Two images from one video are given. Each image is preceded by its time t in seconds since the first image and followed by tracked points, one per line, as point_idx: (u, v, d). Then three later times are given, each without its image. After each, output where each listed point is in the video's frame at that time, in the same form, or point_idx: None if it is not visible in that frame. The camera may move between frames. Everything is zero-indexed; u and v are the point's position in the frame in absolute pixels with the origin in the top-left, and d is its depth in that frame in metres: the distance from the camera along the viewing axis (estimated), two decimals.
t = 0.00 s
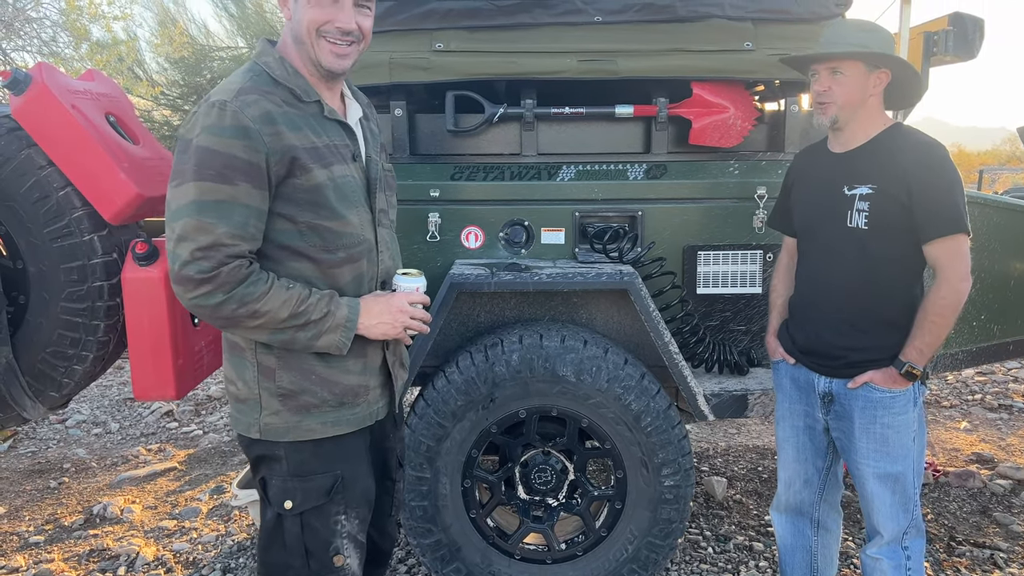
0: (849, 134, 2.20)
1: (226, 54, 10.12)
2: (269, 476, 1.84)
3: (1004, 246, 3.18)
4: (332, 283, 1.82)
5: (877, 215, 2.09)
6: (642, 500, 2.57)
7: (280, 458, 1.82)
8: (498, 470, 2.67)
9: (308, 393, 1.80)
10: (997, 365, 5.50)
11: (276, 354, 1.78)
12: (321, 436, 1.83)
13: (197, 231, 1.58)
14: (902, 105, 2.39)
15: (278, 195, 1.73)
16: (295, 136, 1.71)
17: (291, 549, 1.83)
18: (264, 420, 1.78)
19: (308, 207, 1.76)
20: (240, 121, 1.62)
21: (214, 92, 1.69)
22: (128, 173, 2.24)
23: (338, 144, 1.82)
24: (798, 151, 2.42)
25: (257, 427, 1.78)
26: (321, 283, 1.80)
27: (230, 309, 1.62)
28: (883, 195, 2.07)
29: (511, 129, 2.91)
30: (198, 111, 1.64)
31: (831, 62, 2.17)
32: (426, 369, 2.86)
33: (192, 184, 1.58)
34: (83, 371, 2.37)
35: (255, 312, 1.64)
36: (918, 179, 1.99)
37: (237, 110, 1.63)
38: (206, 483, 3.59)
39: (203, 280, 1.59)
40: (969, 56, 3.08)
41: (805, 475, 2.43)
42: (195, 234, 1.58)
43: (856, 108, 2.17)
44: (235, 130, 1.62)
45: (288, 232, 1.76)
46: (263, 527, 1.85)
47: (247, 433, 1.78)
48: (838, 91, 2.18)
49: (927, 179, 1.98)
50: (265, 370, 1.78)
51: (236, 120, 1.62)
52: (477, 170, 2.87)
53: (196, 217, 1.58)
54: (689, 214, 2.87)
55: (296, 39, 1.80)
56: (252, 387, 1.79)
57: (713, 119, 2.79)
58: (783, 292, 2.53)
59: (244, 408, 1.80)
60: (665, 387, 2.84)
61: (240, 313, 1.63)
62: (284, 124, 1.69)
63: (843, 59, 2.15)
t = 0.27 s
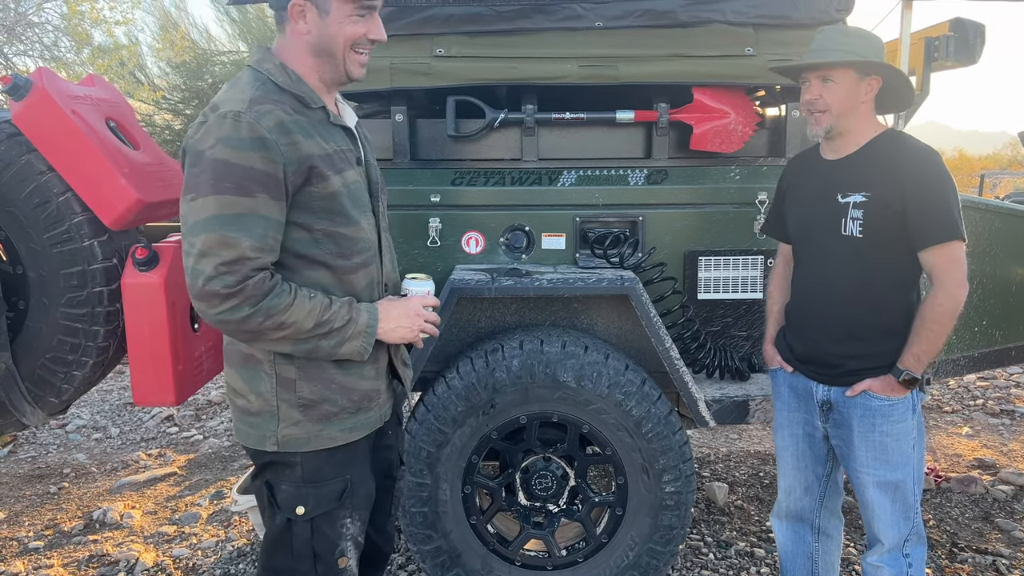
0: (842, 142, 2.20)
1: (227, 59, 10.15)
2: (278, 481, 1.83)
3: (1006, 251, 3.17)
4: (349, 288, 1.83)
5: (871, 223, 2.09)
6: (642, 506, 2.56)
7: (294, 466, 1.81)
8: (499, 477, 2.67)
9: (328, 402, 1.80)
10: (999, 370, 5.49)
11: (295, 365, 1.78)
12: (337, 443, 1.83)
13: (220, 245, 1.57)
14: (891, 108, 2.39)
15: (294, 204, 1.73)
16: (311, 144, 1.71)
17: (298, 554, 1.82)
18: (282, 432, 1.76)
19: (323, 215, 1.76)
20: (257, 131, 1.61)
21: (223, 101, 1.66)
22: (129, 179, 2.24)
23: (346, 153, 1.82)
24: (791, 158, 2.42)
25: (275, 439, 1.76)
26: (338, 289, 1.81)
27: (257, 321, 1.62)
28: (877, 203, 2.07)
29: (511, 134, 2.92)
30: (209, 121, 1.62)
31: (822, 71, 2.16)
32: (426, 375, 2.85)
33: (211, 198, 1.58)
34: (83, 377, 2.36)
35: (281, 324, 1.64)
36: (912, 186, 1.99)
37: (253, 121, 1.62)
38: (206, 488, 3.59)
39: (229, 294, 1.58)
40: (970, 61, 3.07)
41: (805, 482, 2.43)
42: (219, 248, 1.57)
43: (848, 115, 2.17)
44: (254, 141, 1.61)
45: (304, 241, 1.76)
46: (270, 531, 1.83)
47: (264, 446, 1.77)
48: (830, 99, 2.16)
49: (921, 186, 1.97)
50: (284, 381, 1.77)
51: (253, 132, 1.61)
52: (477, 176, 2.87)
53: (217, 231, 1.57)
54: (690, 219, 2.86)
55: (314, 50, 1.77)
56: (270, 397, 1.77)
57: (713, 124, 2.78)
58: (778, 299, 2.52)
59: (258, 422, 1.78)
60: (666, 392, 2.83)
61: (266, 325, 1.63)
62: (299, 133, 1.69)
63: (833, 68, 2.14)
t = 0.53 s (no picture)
0: (831, 145, 2.20)
1: (225, 62, 10.16)
2: (297, 486, 1.83)
3: (1003, 256, 3.18)
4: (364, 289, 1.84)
5: (861, 227, 2.09)
6: (640, 510, 2.56)
7: (316, 471, 1.81)
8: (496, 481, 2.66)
9: (354, 404, 1.82)
10: (996, 374, 5.49)
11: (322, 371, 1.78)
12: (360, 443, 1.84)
13: (258, 258, 1.56)
14: (880, 108, 2.39)
15: (313, 210, 1.74)
16: (325, 149, 1.71)
17: (316, 557, 1.84)
18: (313, 438, 1.76)
19: (340, 218, 1.77)
20: (280, 140, 1.60)
21: (234, 113, 1.62)
22: (126, 182, 2.23)
23: (348, 156, 1.81)
24: (781, 162, 2.42)
25: (306, 446, 1.76)
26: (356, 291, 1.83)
27: (299, 330, 1.63)
28: (866, 208, 2.07)
29: (509, 138, 2.91)
30: (224, 132, 1.59)
31: (807, 77, 2.16)
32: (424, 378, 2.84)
33: (242, 211, 1.56)
34: (79, 381, 2.36)
35: (321, 330, 1.65)
36: (901, 190, 1.99)
37: (273, 130, 1.61)
38: (203, 491, 3.58)
39: (273, 306, 1.58)
40: (965, 64, 3.07)
41: (800, 487, 2.42)
42: (257, 262, 1.56)
43: (836, 119, 2.17)
44: (276, 150, 1.60)
45: (322, 247, 1.76)
46: (288, 537, 1.83)
47: (292, 456, 1.76)
48: (817, 104, 2.16)
49: (909, 189, 1.97)
50: (312, 389, 1.77)
51: (275, 141, 1.60)
52: (476, 178, 2.89)
53: (252, 244, 1.56)
54: (688, 223, 2.87)
55: (318, 54, 1.78)
56: (300, 407, 1.76)
57: (711, 128, 2.78)
58: (770, 303, 2.52)
59: (282, 432, 1.75)
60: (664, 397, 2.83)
61: (307, 333, 1.64)
62: (315, 140, 1.69)
63: (818, 74, 2.14)
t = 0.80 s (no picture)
0: (823, 149, 2.21)
1: (221, 63, 10.15)
2: (324, 487, 1.81)
3: (998, 258, 3.18)
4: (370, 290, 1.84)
5: (853, 230, 2.09)
6: (636, 512, 2.56)
7: (343, 470, 1.81)
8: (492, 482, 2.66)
9: (369, 402, 1.83)
10: (990, 377, 5.51)
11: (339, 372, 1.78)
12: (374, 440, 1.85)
13: (288, 265, 1.55)
14: (873, 106, 2.39)
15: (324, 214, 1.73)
16: (336, 152, 1.70)
17: (347, 555, 1.82)
18: (334, 439, 1.76)
19: (349, 221, 1.78)
20: (300, 145, 1.59)
21: (247, 118, 1.59)
22: (121, 183, 2.23)
23: (349, 157, 1.79)
24: (774, 165, 2.43)
25: (327, 447, 1.76)
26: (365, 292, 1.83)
27: (327, 335, 1.63)
28: (858, 211, 2.07)
29: (507, 139, 2.90)
30: (241, 138, 1.57)
31: (795, 83, 2.17)
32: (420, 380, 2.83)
33: (270, 219, 1.54)
34: (74, 382, 2.35)
35: (346, 333, 1.66)
36: (893, 192, 1.98)
37: (292, 135, 1.60)
38: (199, 492, 3.57)
39: (305, 312, 1.57)
40: (961, 67, 3.08)
41: (795, 488, 2.43)
42: (286, 268, 1.55)
43: (827, 123, 2.17)
44: (297, 155, 1.59)
45: (333, 250, 1.76)
46: (319, 539, 1.79)
47: (317, 458, 1.75)
48: (807, 108, 2.17)
49: (901, 192, 1.97)
50: (330, 390, 1.76)
51: (295, 145, 1.59)
52: (472, 180, 2.88)
53: (283, 251, 1.54)
54: (684, 224, 2.88)
55: (310, 54, 1.77)
56: (318, 409, 1.76)
57: (707, 130, 2.78)
58: (764, 304, 2.53)
59: (299, 436, 1.74)
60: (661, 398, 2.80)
61: (334, 337, 1.65)
62: (328, 144, 1.69)
63: (805, 79, 2.15)
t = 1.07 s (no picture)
0: (813, 150, 2.22)
1: (217, 63, 10.14)
2: (311, 490, 1.80)
3: (993, 260, 3.19)
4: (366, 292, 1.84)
5: (847, 233, 2.09)
6: (632, 513, 2.56)
7: (331, 474, 1.80)
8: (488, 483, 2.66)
9: (364, 405, 1.84)
10: (985, 378, 5.53)
11: (334, 376, 1.78)
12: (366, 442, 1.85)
13: (297, 265, 1.55)
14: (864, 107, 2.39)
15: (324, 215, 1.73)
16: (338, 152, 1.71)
17: (330, 558, 1.81)
18: (328, 443, 1.76)
19: (350, 222, 1.78)
20: (304, 145, 1.59)
21: (250, 118, 1.58)
22: (117, 183, 2.22)
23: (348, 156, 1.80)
24: (769, 168, 2.43)
25: (322, 451, 1.75)
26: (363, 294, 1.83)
27: (334, 335, 1.63)
28: (851, 214, 2.08)
29: (503, 140, 2.89)
30: (244, 139, 1.55)
31: (776, 88, 2.21)
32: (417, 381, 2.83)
33: (277, 220, 1.53)
34: (69, 382, 2.34)
35: (352, 333, 1.66)
36: (885, 195, 1.99)
37: (297, 134, 1.60)
38: (194, 493, 3.56)
39: (313, 313, 1.58)
40: (957, 69, 3.10)
41: (789, 489, 2.43)
42: (296, 269, 1.55)
43: (812, 124, 2.19)
44: (302, 155, 1.59)
45: (336, 251, 1.76)
46: (302, 541, 1.77)
47: (310, 462, 1.74)
48: (790, 112, 2.20)
49: (893, 195, 1.97)
50: (326, 394, 1.76)
51: (300, 145, 1.59)
52: (469, 180, 2.87)
53: (292, 252, 1.54)
54: (681, 225, 2.89)
55: (305, 50, 1.77)
56: (313, 413, 1.75)
57: (704, 131, 2.79)
58: (761, 305, 2.54)
59: (294, 441, 1.73)
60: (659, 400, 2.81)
61: (340, 337, 1.65)
62: (330, 143, 1.70)
63: (783, 83, 2.18)
